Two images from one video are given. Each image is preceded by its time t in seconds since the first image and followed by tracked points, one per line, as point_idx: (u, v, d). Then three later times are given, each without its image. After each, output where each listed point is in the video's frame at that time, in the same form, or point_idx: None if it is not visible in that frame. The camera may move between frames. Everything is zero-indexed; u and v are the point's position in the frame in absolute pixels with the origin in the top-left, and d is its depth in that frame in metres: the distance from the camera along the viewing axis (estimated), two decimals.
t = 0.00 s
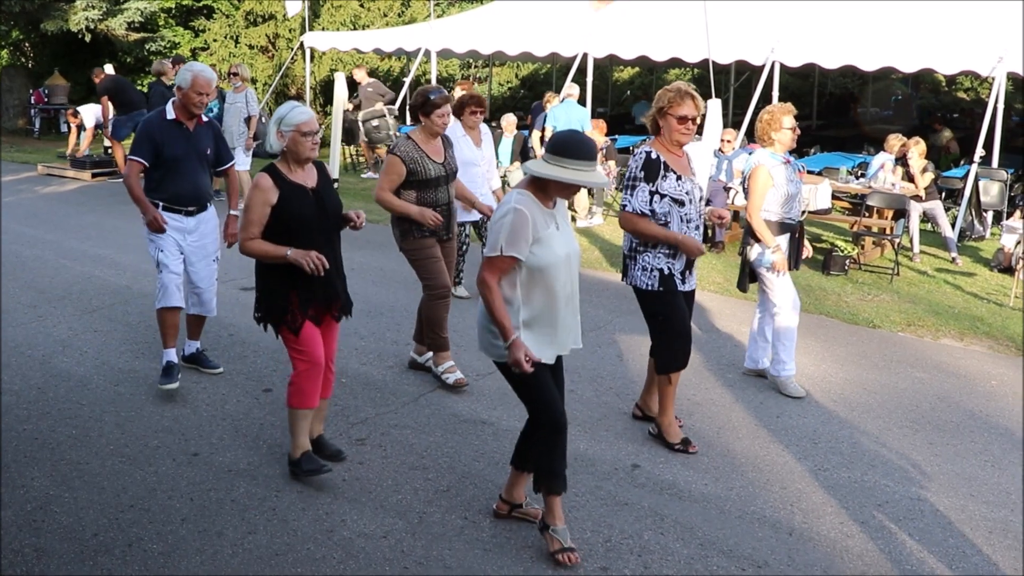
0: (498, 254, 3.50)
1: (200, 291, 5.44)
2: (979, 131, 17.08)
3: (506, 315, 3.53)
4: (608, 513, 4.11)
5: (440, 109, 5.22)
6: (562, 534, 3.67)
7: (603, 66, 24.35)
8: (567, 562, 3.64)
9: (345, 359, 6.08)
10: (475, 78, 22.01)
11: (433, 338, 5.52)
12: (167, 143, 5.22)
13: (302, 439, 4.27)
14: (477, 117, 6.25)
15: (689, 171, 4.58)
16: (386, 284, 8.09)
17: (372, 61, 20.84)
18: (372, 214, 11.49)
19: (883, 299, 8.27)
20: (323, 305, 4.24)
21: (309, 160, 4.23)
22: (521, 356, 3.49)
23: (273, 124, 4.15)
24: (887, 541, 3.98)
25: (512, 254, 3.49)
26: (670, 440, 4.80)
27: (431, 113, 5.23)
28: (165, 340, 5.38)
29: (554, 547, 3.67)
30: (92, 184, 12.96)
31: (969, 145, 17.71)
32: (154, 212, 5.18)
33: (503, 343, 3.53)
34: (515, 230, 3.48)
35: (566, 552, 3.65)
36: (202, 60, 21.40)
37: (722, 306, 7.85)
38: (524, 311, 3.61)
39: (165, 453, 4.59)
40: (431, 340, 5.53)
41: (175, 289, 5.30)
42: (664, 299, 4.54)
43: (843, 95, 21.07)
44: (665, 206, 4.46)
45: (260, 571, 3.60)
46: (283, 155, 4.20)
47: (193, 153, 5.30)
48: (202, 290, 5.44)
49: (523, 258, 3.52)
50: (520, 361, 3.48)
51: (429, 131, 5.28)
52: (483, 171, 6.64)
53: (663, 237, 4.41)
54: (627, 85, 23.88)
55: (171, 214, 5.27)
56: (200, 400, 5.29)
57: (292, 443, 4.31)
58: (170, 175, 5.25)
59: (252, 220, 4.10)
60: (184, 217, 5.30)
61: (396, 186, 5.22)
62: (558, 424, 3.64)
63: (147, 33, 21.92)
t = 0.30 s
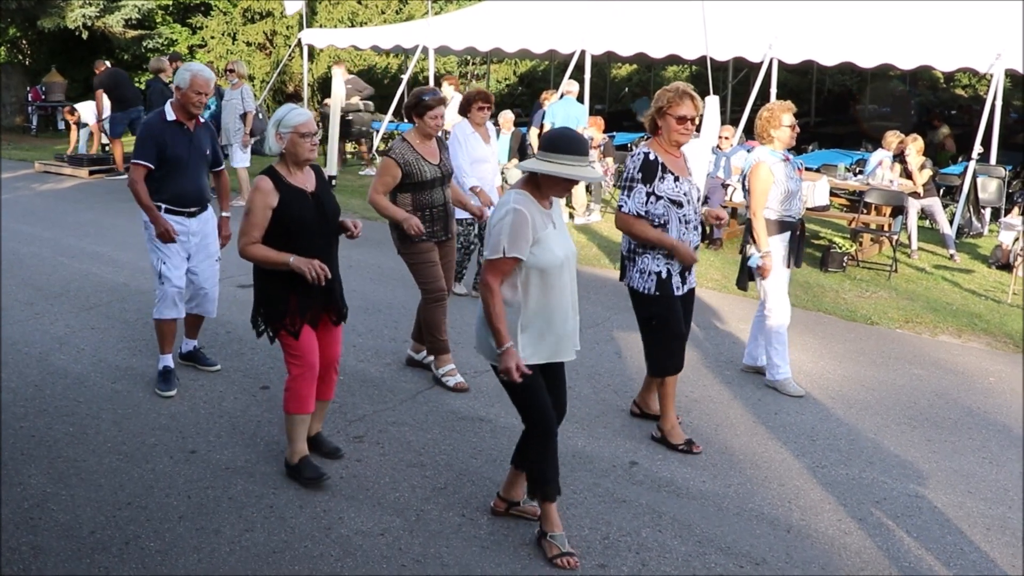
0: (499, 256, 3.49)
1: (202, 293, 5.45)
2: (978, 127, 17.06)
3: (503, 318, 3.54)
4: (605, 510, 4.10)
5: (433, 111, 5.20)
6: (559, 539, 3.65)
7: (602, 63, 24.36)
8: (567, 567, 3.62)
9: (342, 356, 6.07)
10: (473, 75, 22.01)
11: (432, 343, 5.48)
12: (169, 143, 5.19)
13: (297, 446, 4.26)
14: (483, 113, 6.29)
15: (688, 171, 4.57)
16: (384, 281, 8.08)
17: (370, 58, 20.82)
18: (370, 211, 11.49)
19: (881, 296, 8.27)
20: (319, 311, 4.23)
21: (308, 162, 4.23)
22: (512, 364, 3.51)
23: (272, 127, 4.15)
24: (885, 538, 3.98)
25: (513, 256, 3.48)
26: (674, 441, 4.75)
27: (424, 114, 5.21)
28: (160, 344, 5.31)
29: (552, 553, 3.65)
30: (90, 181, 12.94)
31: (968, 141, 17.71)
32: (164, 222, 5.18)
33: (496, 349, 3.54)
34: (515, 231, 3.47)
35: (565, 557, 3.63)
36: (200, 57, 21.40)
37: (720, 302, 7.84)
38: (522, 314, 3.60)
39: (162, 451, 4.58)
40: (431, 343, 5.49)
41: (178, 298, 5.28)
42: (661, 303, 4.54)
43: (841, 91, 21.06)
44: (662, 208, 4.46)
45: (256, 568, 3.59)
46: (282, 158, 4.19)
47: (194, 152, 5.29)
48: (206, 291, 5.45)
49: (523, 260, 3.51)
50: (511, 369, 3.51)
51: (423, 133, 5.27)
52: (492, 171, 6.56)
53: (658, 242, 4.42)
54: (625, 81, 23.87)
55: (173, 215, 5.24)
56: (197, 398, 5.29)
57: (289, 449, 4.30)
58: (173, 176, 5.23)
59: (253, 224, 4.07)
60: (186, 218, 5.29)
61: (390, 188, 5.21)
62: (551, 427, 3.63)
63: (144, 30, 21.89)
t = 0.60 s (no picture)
0: (491, 251, 3.49)
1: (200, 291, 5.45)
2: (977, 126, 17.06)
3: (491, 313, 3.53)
4: (605, 509, 4.10)
5: (427, 107, 5.15)
6: (558, 538, 3.65)
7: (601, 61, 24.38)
8: (565, 566, 3.61)
9: (342, 354, 6.07)
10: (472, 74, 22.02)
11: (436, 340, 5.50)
12: (169, 139, 5.20)
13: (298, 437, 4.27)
14: (490, 111, 6.19)
15: (685, 167, 4.56)
16: (383, 279, 8.09)
17: (370, 56, 20.83)
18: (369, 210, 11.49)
19: (881, 295, 8.27)
20: (320, 304, 4.23)
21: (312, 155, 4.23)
22: (492, 360, 3.50)
23: (275, 119, 4.14)
24: (884, 536, 3.98)
25: (505, 251, 3.48)
26: (675, 439, 4.74)
27: (419, 111, 5.16)
28: (164, 342, 5.28)
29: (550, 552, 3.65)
30: (89, 180, 12.94)
31: (967, 140, 17.72)
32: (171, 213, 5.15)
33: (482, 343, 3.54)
34: (508, 227, 3.46)
35: (563, 556, 3.63)
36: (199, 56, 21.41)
37: (719, 301, 7.84)
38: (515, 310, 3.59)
39: (162, 449, 4.58)
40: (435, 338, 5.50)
41: (178, 294, 5.27)
42: (660, 296, 4.54)
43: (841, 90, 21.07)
44: (658, 203, 4.46)
45: (256, 567, 3.59)
46: (286, 150, 4.19)
47: (194, 149, 5.29)
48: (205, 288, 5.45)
49: (515, 255, 3.50)
50: (491, 365, 3.50)
51: (420, 130, 5.23)
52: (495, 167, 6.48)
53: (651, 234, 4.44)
54: (625, 80, 23.89)
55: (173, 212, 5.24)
56: (197, 396, 5.29)
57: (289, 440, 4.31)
58: (173, 173, 5.23)
59: (256, 214, 4.08)
60: (186, 214, 5.28)
61: (388, 185, 5.19)
62: (555, 418, 3.63)
63: (144, 29, 21.88)
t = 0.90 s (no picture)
0: (492, 249, 3.50)
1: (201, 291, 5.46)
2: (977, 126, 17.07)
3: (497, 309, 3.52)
4: (605, 509, 4.10)
5: (421, 99, 5.18)
6: (562, 533, 3.64)
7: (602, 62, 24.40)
8: (566, 562, 3.61)
9: (342, 354, 6.08)
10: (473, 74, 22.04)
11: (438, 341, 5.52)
12: (171, 139, 5.20)
13: (300, 434, 4.27)
14: (491, 112, 6.24)
15: (684, 168, 4.56)
16: (384, 279, 8.09)
17: (370, 56, 20.83)
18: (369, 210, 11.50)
19: (881, 295, 8.27)
20: (319, 303, 4.24)
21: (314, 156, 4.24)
22: (507, 353, 3.48)
23: (280, 119, 4.14)
24: (884, 536, 3.99)
25: (505, 248, 3.49)
26: (675, 440, 4.74)
27: (413, 103, 5.18)
28: (164, 343, 5.31)
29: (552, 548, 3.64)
30: (90, 179, 12.95)
31: (967, 140, 17.73)
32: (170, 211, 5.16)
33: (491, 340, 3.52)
34: (508, 224, 3.48)
35: (565, 552, 3.62)
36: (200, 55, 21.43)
37: (720, 301, 7.84)
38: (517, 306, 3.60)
39: (163, 449, 4.59)
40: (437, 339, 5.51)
41: (180, 296, 5.28)
42: (658, 299, 4.54)
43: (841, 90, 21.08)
44: (656, 205, 4.47)
45: (257, 566, 3.60)
46: (288, 151, 4.21)
47: (195, 149, 5.30)
48: (206, 288, 5.47)
49: (516, 252, 3.52)
50: (505, 359, 3.48)
51: (414, 124, 5.24)
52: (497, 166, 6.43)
53: (651, 237, 4.44)
54: (625, 81, 23.92)
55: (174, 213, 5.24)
56: (197, 395, 5.29)
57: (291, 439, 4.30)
58: (174, 173, 5.23)
59: (257, 213, 4.08)
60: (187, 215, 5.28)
61: (381, 179, 5.21)
62: (556, 420, 3.63)
63: (144, 28, 21.87)
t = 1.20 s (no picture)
0: (489, 253, 3.50)
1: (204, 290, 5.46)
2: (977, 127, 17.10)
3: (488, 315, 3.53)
4: (603, 509, 4.11)
5: (416, 112, 5.15)
6: (563, 538, 3.64)
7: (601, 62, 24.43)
8: (570, 566, 3.60)
9: (341, 354, 6.08)
10: (472, 74, 22.07)
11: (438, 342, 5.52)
12: (170, 143, 5.19)
13: (303, 437, 4.26)
14: (494, 115, 6.25)
15: (686, 172, 4.55)
16: (383, 279, 8.10)
17: (369, 56, 20.83)
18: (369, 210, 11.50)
19: (880, 296, 8.27)
20: (319, 306, 4.24)
21: (317, 158, 4.23)
22: (494, 360, 3.50)
23: (282, 121, 4.13)
24: (883, 536, 3.99)
25: (503, 254, 3.49)
26: (675, 441, 4.73)
27: (408, 117, 5.15)
28: (163, 346, 5.28)
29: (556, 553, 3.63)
30: (90, 178, 12.96)
31: (967, 140, 17.73)
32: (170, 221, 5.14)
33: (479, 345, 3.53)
34: (506, 231, 3.48)
35: (568, 556, 3.62)
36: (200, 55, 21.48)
37: (719, 301, 7.85)
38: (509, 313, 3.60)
39: (162, 448, 4.59)
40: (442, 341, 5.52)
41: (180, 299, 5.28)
42: (657, 300, 4.55)
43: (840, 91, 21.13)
44: (654, 209, 4.47)
45: (256, 565, 3.60)
46: (290, 152, 4.21)
47: (194, 153, 5.29)
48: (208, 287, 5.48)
49: (513, 259, 3.52)
50: (492, 365, 3.49)
51: (408, 138, 5.19)
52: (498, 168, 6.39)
53: (644, 242, 4.43)
54: (625, 81, 23.99)
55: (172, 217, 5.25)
56: (196, 395, 5.29)
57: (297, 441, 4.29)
58: (172, 177, 5.23)
59: (259, 215, 4.09)
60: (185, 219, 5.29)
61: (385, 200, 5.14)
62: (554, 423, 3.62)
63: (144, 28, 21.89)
